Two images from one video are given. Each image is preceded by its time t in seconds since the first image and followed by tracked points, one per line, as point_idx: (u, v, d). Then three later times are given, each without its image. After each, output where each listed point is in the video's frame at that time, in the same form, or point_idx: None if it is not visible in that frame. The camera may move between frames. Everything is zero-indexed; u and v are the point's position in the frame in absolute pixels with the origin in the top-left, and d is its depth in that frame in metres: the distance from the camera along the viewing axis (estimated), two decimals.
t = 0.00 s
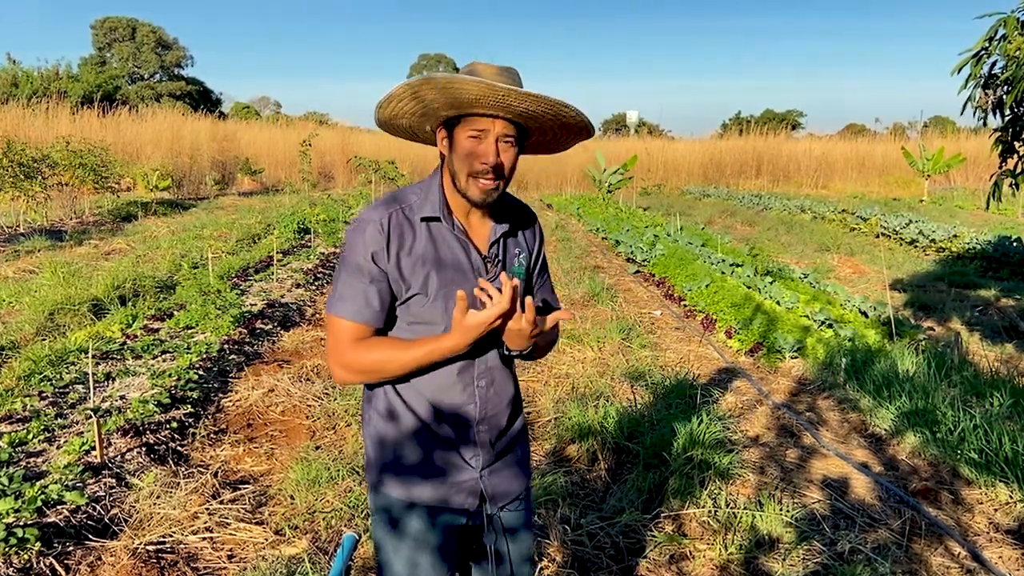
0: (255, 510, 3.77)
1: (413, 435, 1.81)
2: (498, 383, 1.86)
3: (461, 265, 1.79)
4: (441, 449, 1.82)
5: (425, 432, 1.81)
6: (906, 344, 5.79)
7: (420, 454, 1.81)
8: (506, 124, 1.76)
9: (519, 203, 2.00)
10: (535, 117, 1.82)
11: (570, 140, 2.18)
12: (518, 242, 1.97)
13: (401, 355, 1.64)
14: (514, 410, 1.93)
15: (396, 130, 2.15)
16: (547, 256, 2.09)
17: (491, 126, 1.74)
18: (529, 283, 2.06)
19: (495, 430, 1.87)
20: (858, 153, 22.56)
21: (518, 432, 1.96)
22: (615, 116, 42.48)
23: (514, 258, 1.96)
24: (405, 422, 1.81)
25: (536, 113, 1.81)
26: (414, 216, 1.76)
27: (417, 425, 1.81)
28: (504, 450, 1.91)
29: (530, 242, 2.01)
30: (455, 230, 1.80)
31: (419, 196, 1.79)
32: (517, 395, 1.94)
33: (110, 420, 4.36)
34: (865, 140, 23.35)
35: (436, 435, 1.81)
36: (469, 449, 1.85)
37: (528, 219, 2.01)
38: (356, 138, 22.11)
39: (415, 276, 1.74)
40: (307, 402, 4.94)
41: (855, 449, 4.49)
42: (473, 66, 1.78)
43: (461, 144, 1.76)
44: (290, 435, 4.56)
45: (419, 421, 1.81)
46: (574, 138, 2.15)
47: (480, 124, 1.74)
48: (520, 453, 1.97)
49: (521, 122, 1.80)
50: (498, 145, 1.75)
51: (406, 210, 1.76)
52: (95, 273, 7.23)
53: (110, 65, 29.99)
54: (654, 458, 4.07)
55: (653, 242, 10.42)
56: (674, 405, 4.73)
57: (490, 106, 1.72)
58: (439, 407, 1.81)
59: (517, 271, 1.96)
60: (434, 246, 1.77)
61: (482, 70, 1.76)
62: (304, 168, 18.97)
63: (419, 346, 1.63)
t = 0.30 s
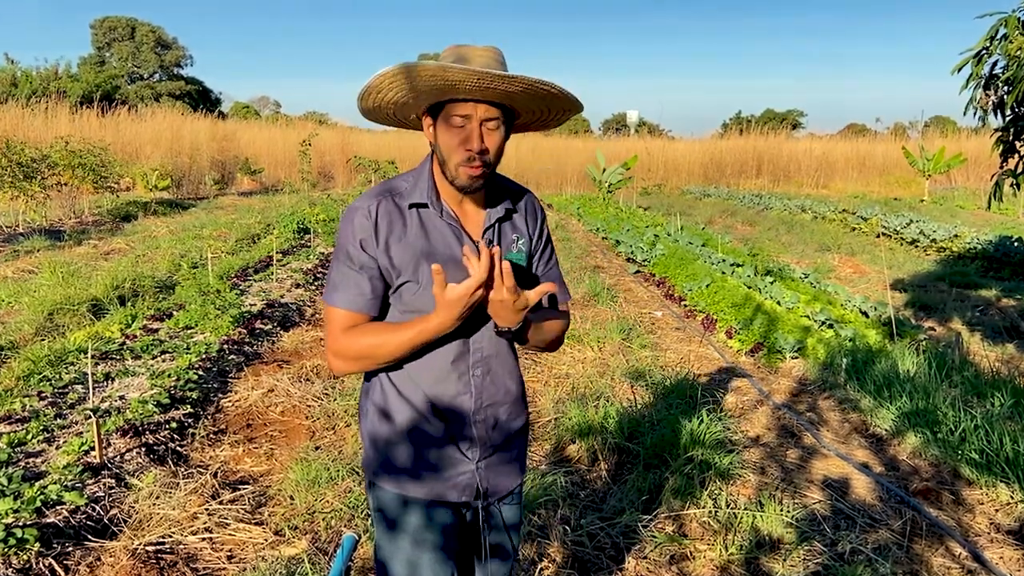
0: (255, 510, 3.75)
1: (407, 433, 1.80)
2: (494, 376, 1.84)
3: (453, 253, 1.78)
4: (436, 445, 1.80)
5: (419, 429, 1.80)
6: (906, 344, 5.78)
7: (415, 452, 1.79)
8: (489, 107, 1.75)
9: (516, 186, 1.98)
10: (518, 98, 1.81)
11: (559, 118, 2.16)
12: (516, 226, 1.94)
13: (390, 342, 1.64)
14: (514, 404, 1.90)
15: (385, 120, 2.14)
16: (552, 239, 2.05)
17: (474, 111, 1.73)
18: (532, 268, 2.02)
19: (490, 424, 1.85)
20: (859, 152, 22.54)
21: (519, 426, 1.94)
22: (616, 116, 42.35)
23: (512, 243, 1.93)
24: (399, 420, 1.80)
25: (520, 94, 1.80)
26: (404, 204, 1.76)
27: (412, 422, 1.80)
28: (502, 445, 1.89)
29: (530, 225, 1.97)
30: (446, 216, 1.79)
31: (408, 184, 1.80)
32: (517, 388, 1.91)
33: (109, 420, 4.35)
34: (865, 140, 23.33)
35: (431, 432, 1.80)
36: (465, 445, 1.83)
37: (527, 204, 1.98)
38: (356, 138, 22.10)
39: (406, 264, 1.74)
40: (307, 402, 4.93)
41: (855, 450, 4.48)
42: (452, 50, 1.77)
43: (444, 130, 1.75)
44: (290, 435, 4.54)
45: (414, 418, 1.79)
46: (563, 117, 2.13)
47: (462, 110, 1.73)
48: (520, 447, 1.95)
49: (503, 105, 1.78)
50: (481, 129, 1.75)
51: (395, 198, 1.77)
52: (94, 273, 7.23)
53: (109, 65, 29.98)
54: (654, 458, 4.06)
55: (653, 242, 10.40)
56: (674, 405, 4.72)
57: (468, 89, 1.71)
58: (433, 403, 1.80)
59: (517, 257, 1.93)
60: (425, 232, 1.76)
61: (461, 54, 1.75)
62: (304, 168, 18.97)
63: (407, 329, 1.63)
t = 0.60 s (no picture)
0: (255, 511, 3.74)
1: (396, 437, 1.81)
2: (486, 384, 1.83)
3: (444, 265, 1.76)
4: (424, 450, 1.81)
5: (409, 433, 1.80)
6: (907, 344, 5.77)
7: (404, 456, 1.81)
8: (479, 115, 1.73)
9: (511, 188, 1.97)
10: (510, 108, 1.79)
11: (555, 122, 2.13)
12: (511, 230, 1.91)
13: (379, 366, 1.64)
14: (506, 409, 1.88)
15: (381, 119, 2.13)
16: (548, 241, 2.03)
17: (463, 120, 1.72)
18: (531, 272, 2.00)
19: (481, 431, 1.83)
20: (859, 152, 22.53)
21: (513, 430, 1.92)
22: (616, 115, 42.29)
23: (508, 248, 1.90)
24: (389, 424, 1.81)
25: (512, 104, 1.77)
26: (393, 212, 1.74)
27: (401, 426, 1.81)
28: (493, 453, 1.87)
29: (524, 230, 1.95)
30: (437, 224, 1.77)
31: (398, 191, 1.78)
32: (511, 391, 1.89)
33: (108, 420, 4.34)
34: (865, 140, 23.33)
35: (421, 437, 1.81)
36: (455, 450, 1.83)
37: (522, 208, 1.97)
38: (356, 137, 22.08)
39: (396, 277, 1.73)
40: (307, 403, 4.92)
41: (856, 450, 4.47)
42: (444, 51, 1.75)
43: (433, 139, 1.74)
44: (289, 436, 4.53)
45: (403, 422, 1.80)
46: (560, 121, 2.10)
47: (450, 118, 1.72)
48: (514, 452, 1.93)
49: (495, 115, 1.76)
50: (471, 138, 1.73)
51: (385, 205, 1.75)
52: (93, 273, 7.21)
53: (109, 65, 29.96)
54: (654, 459, 4.04)
55: (653, 242, 10.39)
56: (675, 405, 4.71)
57: (458, 98, 1.69)
58: (422, 407, 1.79)
59: (513, 262, 1.90)
60: (416, 242, 1.75)
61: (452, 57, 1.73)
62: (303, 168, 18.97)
63: (402, 361, 1.63)
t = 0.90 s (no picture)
0: (254, 511, 3.73)
1: (388, 438, 1.81)
2: (480, 386, 1.82)
3: (441, 276, 1.76)
4: (416, 451, 1.80)
5: (400, 434, 1.80)
6: (908, 344, 5.76)
7: (396, 457, 1.81)
8: (474, 124, 1.70)
9: (507, 194, 1.96)
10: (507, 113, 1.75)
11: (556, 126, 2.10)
12: (507, 237, 1.91)
13: (377, 378, 1.62)
14: (499, 411, 1.87)
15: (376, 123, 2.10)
16: (545, 245, 2.03)
17: (458, 128, 1.69)
18: (528, 278, 2.00)
19: (473, 433, 1.82)
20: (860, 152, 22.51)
21: (506, 432, 1.91)
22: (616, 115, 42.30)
23: (504, 255, 1.90)
24: (381, 424, 1.81)
25: (509, 110, 1.73)
26: (388, 222, 1.73)
27: (393, 427, 1.80)
28: (486, 455, 1.86)
29: (521, 236, 1.95)
30: (432, 233, 1.76)
31: (392, 200, 1.76)
32: (506, 392, 1.89)
33: (107, 421, 4.33)
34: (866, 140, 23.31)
35: (412, 438, 1.80)
36: (446, 451, 1.82)
37: (519, 215, 1.96)
38: (355, 137, 22.07)
39: (391, 289, 1.71)
40: (306, 403, 4.91)
41: (857, 450, 4.45)
42: (439, 57, 1.72)
43: (429, 148, 1.72)
44: (289, 436, 4.52)
45: (395, 422, 1.80)
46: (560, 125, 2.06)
47: (445, 126, 1.69)
48: (508, 454, 1.92)
49: (490, 122, 1.73)
50: (466, 148, 1.70)
51: (379, 215, 1.73)
52: (92, 273, 7.20)
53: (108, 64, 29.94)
54: (655, 459, 4.04)
55: (654, 242, 10.38)
56: (675, 405, 4.70)
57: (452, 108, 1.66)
58: (414, 408, 1.78)
59: (510, 269, 1.90)
60: (411, 252, 1.74)
61: (448, 63, 1.70)
62: (303, 168, 18.95)
63: (397, 372, 1.61)
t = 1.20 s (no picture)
0: (253, 512, 3.72)
1: (384, 436, 1.80)
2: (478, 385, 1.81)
3: (446, 277, 1.75)
4: (412, 450, 1.79)
5: (396, 433, 1.79)
6: (909, 344, 5.75)
7: (393, 455, 1.80)
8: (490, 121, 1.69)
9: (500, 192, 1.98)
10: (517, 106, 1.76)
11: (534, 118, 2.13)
12: (504, 236, 1.93)
13: (388, 384, 1.58)
14: (497, 409, 1.86)
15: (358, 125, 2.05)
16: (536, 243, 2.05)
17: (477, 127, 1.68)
18: (522, 276, 2.03)
19: (471, 431, 1.81)
20: (860, 152, 22.49)
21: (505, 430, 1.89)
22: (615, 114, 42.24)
23: (502, 252, 1.91)
24: (377, 423, 1.80)
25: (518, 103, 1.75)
26: (389, 222, 1.72)
27: (388, 426, 1.79)
28: (484, 453, 1.84)
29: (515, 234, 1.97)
30: (434, 231, 1.75)
31: (391, 201, 1.75)
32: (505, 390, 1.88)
33: (107, 421, 4.32)
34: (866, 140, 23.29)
35: (407, 436, 1.79)
36: (442, 449, 1.80)
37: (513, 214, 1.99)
38: (355, 137, 22.06)
39: (396, 290, 1.70)
40: (306, 403, 4.90)
41: (857, 450, 4.44)
42: (438, 54, 1.71)
43: (443, 150, 1.69)
44: (288, 437, 4.51)
45: (390, 420, 1.78)
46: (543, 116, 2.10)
47: (468, 127, 1.67)
48: (506, 453, 1.90)
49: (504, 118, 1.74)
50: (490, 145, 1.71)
51: (379, 216, 1.71)
52: (92, 273, 7.19)
53: (107, 64, 29.91)
54: (655, 459, 4.03)
55: (654, 242, 10.36)
56: (676, 405, 4.69)
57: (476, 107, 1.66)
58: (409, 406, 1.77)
59: (508, 265, 1.91)
60: (414, 252, 1.72)
61: (450, 60, 1.70)
62: (303, 168, 18.94)
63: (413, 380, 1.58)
